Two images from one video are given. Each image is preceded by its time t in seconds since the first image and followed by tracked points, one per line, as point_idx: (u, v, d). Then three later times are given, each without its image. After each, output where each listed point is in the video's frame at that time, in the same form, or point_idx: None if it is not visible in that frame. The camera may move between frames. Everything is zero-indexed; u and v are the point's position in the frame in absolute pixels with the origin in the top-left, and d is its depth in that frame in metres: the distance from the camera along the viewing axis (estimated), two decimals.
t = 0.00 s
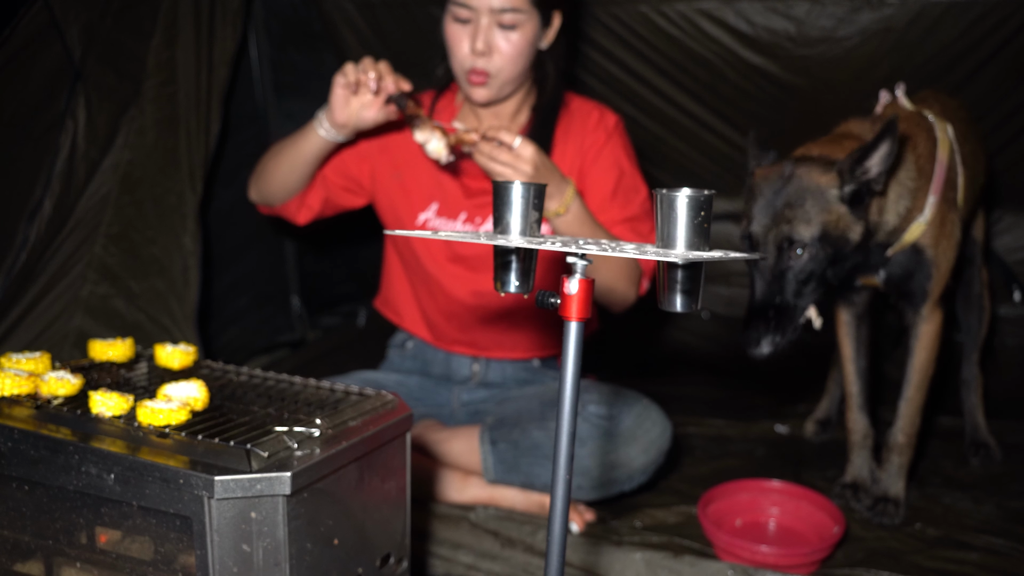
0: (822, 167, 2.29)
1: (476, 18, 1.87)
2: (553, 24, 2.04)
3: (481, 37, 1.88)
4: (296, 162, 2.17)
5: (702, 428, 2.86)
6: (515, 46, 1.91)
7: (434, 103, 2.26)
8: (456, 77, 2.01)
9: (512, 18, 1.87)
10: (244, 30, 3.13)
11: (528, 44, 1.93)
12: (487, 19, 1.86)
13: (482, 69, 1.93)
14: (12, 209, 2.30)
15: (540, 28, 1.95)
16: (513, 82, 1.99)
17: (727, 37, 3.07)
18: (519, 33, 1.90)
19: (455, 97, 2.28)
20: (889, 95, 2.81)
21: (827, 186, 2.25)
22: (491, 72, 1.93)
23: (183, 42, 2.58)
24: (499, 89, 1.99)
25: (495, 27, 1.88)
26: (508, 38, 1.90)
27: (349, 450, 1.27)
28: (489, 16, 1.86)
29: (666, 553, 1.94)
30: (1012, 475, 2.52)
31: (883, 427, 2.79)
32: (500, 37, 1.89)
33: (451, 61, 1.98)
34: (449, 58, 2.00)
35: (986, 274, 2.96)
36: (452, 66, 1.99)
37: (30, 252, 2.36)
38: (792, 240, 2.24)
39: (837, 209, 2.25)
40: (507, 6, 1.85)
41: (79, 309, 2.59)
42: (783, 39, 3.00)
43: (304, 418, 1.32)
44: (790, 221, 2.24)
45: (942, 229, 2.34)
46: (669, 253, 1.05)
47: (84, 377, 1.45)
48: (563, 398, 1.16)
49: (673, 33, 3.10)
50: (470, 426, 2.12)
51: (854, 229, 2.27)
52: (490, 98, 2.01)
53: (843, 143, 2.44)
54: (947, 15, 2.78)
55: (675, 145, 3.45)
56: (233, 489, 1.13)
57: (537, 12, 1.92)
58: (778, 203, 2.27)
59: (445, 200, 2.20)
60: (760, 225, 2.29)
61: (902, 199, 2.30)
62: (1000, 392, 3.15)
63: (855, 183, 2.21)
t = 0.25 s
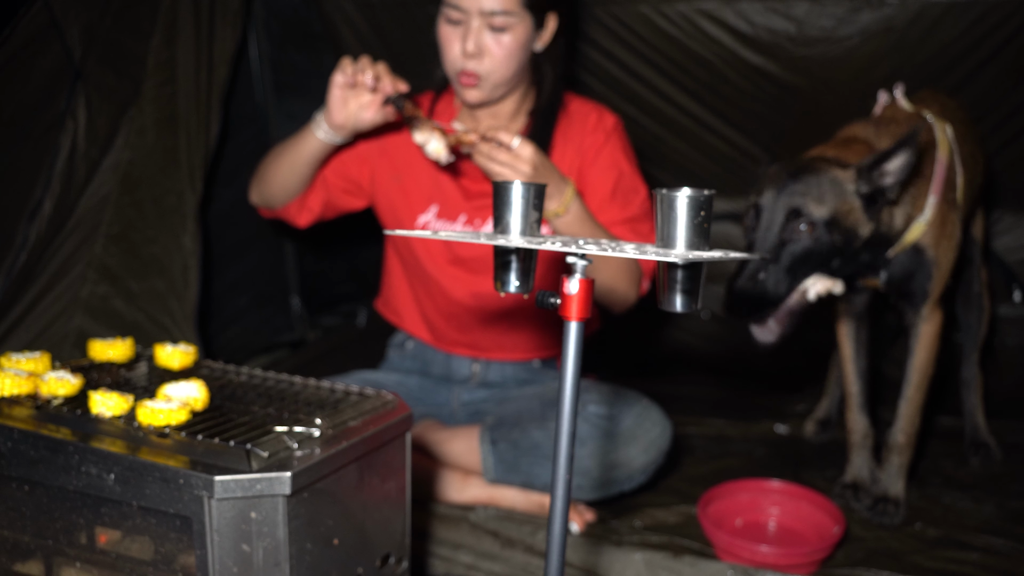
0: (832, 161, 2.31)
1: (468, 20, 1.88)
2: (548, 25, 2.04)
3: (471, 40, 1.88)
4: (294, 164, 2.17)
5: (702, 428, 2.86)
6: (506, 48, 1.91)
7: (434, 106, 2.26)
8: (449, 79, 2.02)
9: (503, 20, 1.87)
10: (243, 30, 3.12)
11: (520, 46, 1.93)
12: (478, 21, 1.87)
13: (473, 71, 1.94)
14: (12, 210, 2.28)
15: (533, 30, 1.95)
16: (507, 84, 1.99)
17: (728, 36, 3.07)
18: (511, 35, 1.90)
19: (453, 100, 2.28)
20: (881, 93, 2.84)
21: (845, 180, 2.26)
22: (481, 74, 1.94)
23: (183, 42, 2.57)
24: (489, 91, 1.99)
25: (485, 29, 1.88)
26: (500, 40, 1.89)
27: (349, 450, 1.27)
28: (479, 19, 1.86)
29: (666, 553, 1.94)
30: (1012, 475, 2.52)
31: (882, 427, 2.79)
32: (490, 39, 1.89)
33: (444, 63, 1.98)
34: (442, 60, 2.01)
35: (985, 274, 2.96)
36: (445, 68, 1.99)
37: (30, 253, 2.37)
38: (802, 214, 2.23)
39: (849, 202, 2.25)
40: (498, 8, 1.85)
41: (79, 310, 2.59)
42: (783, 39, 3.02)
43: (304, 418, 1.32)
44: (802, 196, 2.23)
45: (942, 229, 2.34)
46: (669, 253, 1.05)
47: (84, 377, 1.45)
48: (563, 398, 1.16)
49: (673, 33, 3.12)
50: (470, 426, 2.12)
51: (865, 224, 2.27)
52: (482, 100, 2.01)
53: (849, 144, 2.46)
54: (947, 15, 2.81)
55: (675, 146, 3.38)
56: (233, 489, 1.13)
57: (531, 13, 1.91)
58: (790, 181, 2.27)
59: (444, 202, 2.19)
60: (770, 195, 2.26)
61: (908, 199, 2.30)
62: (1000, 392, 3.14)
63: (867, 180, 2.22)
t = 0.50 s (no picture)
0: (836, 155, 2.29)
1: (470, 22, 1.88)
2: (548, 25, 2.04)
3: (474, 42, 1.88)
4: (295, 167, 2.17)
5: (702, 428, 2.86)
6: (510, 49, 1.91)
7: (433, 107, 2.26)
8: (452, 81, 2.01)
9: (506, 21, 1.87)
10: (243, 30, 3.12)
11: (523, 47, 1.93)
12: (481, 23, 1.87)
13: (476, 74, 1.93)
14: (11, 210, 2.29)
15: (535, 30, 1.95)
16: (510, 85, 1.99)
17: (727, 37, 3.08)
18: (513, 36, 1.90)
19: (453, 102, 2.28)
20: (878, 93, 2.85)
21: (850, 174, 2.24)
22: (486, 76, 1.93)
23: (183, 42, 2.58)
24: (495, 91, 1.99)
25: (488, 31, 1.88)
26: (502, 41, 1.90)
27: (349, 450, 1.27)
28: (482, 20, 1.86)
29: (666, 553, 1.94)
30: (1012, 475, 2.52)
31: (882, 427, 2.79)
32: (493, 40, 1.89)
33: (446, 65, 1.98)
34: (445, 63, 2.00)
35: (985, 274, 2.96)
36: (448, 70, 1.99)
37: (30, 252, 2.37)
38: (813, 211, 2.21)
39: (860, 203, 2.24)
40: (500, 9, 1.85)
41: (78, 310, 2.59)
42: (784, 39, 3.03)
43: (304, 418, 1.32)
44: (813, 192, 2.21)
45: (941, 229, 2.34)
46: (669, 254, 1.05)
47: (84, 377, 1.45)
48: (563, 398, 1.16)
49: (673, 32, 3.12)
50: (470, 426, 2.12)
51: (870, 221, 2.26)
52: (487, 100, 2.01)
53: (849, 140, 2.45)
54: (947, 15, 2.82)
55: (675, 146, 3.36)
56: (233, 489, 1.13)
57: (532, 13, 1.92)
58: (797, 175, 2.24)
59: (444, 203, 2.20)
60: (779, 191, 2.24)
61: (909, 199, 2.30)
62: (1000, 392, 3.14)
63: (875, 177, 2.21)
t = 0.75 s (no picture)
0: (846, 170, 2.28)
1: (475, 24, 1.87)
2: (550, 24, 2.04)
3: (480, 43, 1.88)
4: (296, 168, 2.17)
5: (702, 428, 2.86)
6: (516, 49, 1.91)
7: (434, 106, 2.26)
8: (456, 82, 2.01)
9: (511, 22, 1.87)
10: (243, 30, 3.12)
11: (528, 47, 1.94)
12: (486, 24, 1.86)
13: (483, 75, 1.93)
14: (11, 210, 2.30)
15: (538, 30, 1.95)
16: (515, 85, 1.99)
17: (727, 37, 3.08)
18: (519, 37, 1.90)
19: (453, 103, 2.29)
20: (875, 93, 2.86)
21: (864, 193, 2.22)
22: (492, 77, 1.93)
23: (183, 42, 2.57)
24: (500, 93, 1.98)
25: (493, 31, 1.88)
26: (508, 41, 1.90)
27: (349, 450, 1.27)
28: (487, 22, 1.86)
29: (666, 553, 1.94)
30: (1012, 475, 2.52)
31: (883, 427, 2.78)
32: (499, 41, 1.89)
33: (450, 66, 1.98)
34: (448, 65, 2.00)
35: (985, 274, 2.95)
36: (452, 72, 1.99)
37: (29, 252, 2.37)
38: (839, 243, 2.18)
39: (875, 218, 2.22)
40: (505, 10, 1.85)
41: (78, 310, 2.58)
42: (784, 39, 3.03)
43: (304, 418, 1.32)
44: (835, 225, 2.18)
45: (936, 229, 2.33)
46: (669, 253, 1.05)
47: (84, 377, 1.45)
48: (563, 398, 1.16)
49: (672, 31, 3.12)
50: (470, 426, 2.12)
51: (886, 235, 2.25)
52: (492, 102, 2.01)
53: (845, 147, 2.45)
54: (947, 15, 2.83)
55: (676, 146, 3.36)
56: (233, 489, 1.13)
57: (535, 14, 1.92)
58: (816, 202, 2.21)
59: (444, 203, 2.20)
60: (801, 224, 2.21)
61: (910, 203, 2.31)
62: (1000, 392, 3.14)
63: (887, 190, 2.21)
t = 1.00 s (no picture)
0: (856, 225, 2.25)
1: (478, 25, 1.88)
2: (552, 25, 2.04)
3: (485, 45, 1.88)
4: (295, 161, 2.21)
5: (702, 428, 2.86)
6: (520, 51, 1.91)
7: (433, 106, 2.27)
8: (460, 83, 2.02)
9: (514, 23, 1.87)
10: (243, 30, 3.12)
11: (531, 48, 1.94)
12: (489, 26, 1.87)
13: (486, 76, 1.93)
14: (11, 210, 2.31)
15: (541, 31, 1.95)
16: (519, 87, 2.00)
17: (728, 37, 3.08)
18: (523, 39, 1.90)
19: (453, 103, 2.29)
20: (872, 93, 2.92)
21: (882, 251, 2.20)
22: (496, 78, 1.94)
23: (183, 42, 2.57)
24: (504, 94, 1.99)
25: (497, 33, 1.88)
26: (511, 43, 1.90)
27: (349, 450, 1.27)
28: (491, 24, 1.86)
29: (666, 553, 1.94)
30: (1012, 475, 2.52)
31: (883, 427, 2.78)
32: (503, 42, 1.89)
33: (454, 68, 1.98)
34: (451, 67, 2.00)
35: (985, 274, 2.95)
36: (456, 75, 1.99)
37: (29, 253, 2.38)
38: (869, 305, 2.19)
39: (897, 268, 2.20)
40: (509, 12, 1.85)
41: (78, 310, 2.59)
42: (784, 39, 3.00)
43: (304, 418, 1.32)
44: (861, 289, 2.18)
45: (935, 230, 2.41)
46: (669, 253, 1.05)
47: (84, 377, 1.45)
48: (563, 398, 1.16)
49: (672, 31, 3.12)
50: (470, 426, 2.13)
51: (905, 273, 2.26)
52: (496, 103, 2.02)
53: (847, 160, 2.48)
54: (948, 14, 2.80)
55: (676, 147, 3.37)
56: (233, 489, 1.13)
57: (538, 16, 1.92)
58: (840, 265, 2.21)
59: (443, 202, 2.19)
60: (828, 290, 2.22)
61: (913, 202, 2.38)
62: (1000, 391, 3.14)
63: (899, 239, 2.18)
